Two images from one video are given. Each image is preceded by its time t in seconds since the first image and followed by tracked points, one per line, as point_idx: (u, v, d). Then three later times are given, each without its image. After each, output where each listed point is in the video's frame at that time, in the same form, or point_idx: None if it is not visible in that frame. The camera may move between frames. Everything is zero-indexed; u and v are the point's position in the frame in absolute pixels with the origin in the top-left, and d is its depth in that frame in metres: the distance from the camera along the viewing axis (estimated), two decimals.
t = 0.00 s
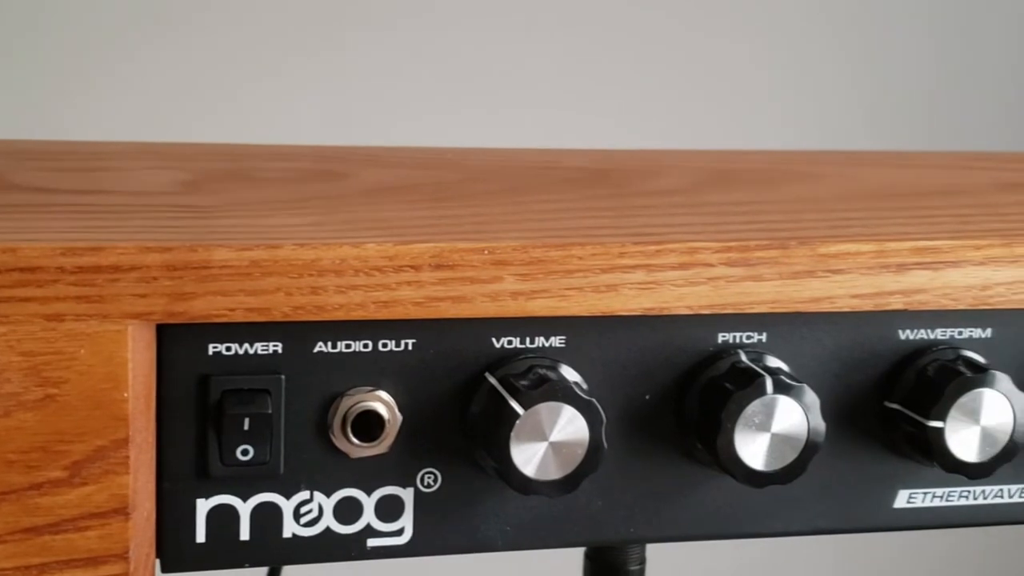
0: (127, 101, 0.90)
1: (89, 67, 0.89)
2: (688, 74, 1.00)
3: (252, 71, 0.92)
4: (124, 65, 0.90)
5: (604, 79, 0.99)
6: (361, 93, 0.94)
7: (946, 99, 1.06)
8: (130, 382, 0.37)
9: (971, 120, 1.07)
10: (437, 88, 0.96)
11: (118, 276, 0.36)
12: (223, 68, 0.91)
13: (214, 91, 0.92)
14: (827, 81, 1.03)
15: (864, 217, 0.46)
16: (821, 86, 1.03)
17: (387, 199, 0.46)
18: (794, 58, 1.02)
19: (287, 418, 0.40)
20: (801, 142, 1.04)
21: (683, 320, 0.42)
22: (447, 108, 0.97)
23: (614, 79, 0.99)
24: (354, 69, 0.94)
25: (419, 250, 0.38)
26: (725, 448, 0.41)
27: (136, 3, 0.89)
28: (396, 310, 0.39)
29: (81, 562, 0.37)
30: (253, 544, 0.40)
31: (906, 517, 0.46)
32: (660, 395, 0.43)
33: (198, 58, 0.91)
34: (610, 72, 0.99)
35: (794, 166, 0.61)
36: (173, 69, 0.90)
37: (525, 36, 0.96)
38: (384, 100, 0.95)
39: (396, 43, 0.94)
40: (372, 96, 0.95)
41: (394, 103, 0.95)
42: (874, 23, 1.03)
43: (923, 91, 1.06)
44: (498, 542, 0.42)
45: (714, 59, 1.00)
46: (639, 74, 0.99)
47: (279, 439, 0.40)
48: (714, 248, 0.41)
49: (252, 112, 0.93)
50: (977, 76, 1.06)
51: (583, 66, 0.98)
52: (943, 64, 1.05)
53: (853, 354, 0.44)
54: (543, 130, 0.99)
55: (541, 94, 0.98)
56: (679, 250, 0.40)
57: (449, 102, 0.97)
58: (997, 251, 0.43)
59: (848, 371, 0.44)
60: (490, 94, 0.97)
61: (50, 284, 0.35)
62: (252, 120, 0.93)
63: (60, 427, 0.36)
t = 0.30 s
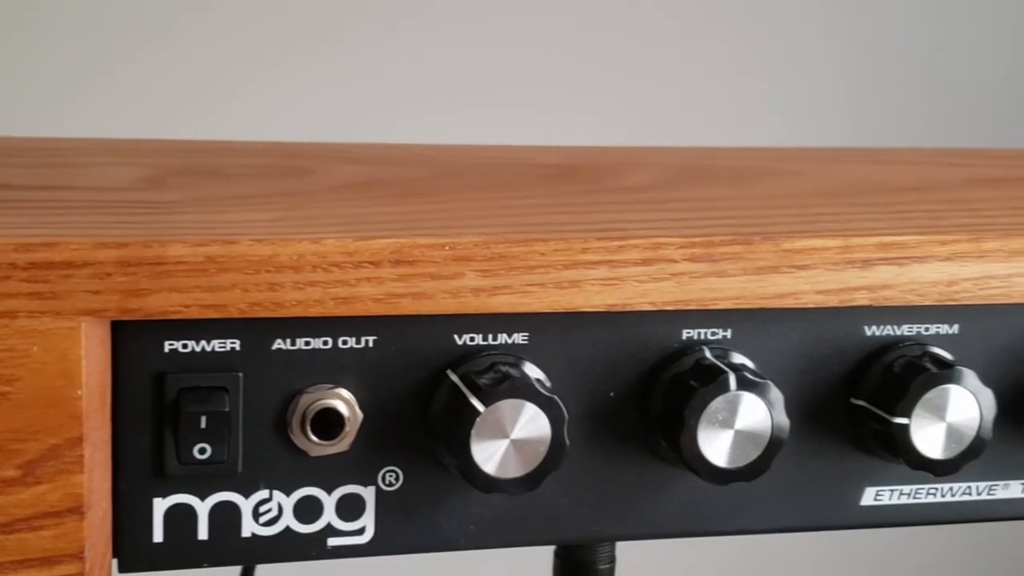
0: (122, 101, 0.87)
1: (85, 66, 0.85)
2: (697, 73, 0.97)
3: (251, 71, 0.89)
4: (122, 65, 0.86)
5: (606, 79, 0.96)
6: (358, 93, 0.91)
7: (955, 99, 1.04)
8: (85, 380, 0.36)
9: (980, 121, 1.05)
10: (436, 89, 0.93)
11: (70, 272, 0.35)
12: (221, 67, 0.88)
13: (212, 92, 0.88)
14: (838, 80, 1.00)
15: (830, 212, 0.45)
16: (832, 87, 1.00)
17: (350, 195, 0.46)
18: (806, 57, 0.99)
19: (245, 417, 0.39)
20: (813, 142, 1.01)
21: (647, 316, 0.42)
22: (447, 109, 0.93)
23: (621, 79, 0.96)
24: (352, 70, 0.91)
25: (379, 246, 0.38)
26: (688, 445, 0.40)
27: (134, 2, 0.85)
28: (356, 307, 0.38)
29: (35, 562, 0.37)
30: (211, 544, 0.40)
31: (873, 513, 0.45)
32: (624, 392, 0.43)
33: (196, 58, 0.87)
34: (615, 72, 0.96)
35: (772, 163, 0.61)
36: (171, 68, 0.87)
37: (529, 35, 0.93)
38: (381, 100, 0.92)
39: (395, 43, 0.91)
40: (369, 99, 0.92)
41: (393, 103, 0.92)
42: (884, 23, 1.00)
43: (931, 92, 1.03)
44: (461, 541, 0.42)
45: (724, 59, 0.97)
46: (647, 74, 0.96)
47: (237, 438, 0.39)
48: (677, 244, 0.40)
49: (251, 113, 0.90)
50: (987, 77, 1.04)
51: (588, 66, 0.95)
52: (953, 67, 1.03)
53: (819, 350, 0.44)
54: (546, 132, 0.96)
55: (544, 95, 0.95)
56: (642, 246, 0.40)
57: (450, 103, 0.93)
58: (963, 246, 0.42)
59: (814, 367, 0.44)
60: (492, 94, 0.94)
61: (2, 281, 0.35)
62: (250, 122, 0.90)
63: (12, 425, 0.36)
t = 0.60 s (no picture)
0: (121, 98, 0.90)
1: (86, 65, 0.88)
2: (680, 72, 1.00)
3: (245, 70, 0.91)
4: (123, 62, 0.89)
5: (606, 79, 0.99)
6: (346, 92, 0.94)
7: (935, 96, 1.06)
8: (40, 378, 0.35)
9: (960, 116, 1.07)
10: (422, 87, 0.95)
11: (24, 269, 0.35)
12: (219, 65, 0.91)
13: (208, 89, 0.91)
14: (820, 76, 1.03)
15: (799, 208, 0.45)
16: (814, 84, 1.03)
17: (315, 191, 0.45)
18: (789, 56, 1.02)
19: (204, 415, 0.39)
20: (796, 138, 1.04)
21: (613, 313, 0.42)
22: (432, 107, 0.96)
23: (603, 78, 0.99)
24: (341, 68, 0.93)
25: (339, 241, 0.37)
26: (654, 444, 0.40)
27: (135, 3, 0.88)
28: (316, 303, 0.38)
29: None
30: (171, 544, 0.39)
31: (843, 511, 0.45)
32: (591, 389, 0.42)
33: (193, 56, 0.90)
34: (597, 70, 0.98)
35: (742, 159, 0.61)
36: (169, 66, 0.90)
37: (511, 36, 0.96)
38: (370, 97, 0.95)
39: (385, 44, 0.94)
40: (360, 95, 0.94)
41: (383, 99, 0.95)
42: (866, 23, 1.03)
43: (912, 90, 1.05)
44: (425, 541, 0.41)
45: (710, 59, 1.00)
46: (631, 73, 0.99)
47: (196, 436, 0.38)
48: (643, 240, 0.40)
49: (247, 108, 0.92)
50: (967, 75, 1.06)
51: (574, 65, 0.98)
52: (934, 67, 1.05)
53: (787, 347, 0.43)
54: (531, 129, 0.98)
55: (528, 92, 0.97)
56: (607, 242, 0.40)
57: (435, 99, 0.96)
58: (932, 241, 0.42)
59: (782, 364, 0.44)
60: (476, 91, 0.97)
61: None
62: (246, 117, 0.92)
63: None
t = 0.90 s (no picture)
0: (109, 102, 0.85)
1: (72, 66, 0.83)
2: (693, 71, 0.96)
3: (238, 70, 0.86)
4: (112, 65, 0.84)
5: (604, 79, 0.94)
6: (343, 91, 0.89)
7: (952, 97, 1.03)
8: None
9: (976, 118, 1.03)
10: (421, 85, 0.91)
11: None
12: (212, 66, 0.86)
13: (200, 91, 0.86)
14: (837, 75, 0.99)
15: (771, 205, 0.45)
16: (831, 84, 0.99)
17: (282, 189, 0.44)
18: (806, 56, 0.97)
19: (167, 414, 0.38)
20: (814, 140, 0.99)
21: (582, 311, 0.41)
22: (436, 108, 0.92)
23: (613, 79, 0.94)
24: (339, 69, 0.89)
25: (302, 238, 0.37)
26: (624, 442, 0.40)
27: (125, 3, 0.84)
28: (279, 301, 0.37)
29: None
30: (133, 545, 0.39)
31: (815, 510, 0.45)
32: (561, 387, 0.42)
33: (184, 58, 0.85)
34: (601, 69, 0.94)
35: (716, 157, 0.60)
36: (159, 68, 0.85)
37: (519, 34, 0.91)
38: (365, 97, 0.90)
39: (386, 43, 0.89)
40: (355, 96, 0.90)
41: (381, 97, 0.90)
42: (881, 21, 0.99)
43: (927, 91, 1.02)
44: (393, 541, 0.41)
45: (722, 56, 0.96)
46: (642, 74, 0.95)
47: (158, 436, 0.38)
48: (612, 237, 0.39)
49: (241, 110, 0.88)
50: (982, 76, 1.03)
51: (577, 65, 0.93)
52: (951, 66, 1.02)
53: (759, 344, 0.43)
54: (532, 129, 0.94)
55: (529, 91, 0.93)
56: (576, 238, 0.39)
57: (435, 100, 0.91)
58: (904, 238, 0.41)
59: (754, 363, 0.43)
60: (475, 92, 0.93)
61: None
62: (239, 120, 0.88)
63: None
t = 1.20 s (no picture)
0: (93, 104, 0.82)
1: (55, 68, 0.81)
2: (696, 71, 0.93)
3: (226, 71, 0.84)
4: (97, 67, 0.81)
5: (602, 79, 0.91)
6: (332, 90, 0.86)
7: (969, 100, 0.99)
8: None
9: (993, 119, 1.00)
10: (410, 83, 0.88)
11: None
12: (199, 66, 0.83)
13: (186, 93, 0.84)
14: (845, 75, 0.96)
15: (749, 202, 0.44)
16: (840, 85, 0.96)
17: (256, 186, 0.44)
18: (814, 56, 0.95)
19: (135, 414, 0.38)
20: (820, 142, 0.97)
21: (557, 309, 0.41)
22: (430, 108, 0.89)
23: (612, 79, 0.91)
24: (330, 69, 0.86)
25: (272, 236, 0.36)
26: (597, 442, 0.39)
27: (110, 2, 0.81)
28: (249, 299, 0.37)
29: None
30: (102, 546, 0.38)
31: (792, 510, 0.44)
32: (535, 386, 0.41)
33: (171, 61, 0.83)
34: (600, 69, 0.91)
35: (702, 154, 0.60)
36: (146, 70, 0.82)
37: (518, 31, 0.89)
38: (357, 96, 0.87)
39: (378, 41, 0.86)
40: (345, 95, 0.87)
41: (372, 96, 0.87)
42: (890, 20, 0.96)
43: (942, 93, 0.99)
44: (365, 542, 0.40)
45: (724, 56, 0.93)
46: (643, 74, 0.92)
47: (126, 436, 0.37)
48: (586, 235, 0.39)
49: (230, 111, 0.85)
50: (999, 79, 1.00)
51: (575, 64, 0.90)
52: (967, 67, 0.99)
53: (735, 342, 0.43)
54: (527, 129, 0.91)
55: (525, 91, 0.90)
56: (549, 236, 0.39)
57: (429, 101, 0.89)
58: (881, 236, 0.41)
59: (730, 361, 0.43)
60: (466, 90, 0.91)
61: None
62: (228, 121, 0.85)
63: None
